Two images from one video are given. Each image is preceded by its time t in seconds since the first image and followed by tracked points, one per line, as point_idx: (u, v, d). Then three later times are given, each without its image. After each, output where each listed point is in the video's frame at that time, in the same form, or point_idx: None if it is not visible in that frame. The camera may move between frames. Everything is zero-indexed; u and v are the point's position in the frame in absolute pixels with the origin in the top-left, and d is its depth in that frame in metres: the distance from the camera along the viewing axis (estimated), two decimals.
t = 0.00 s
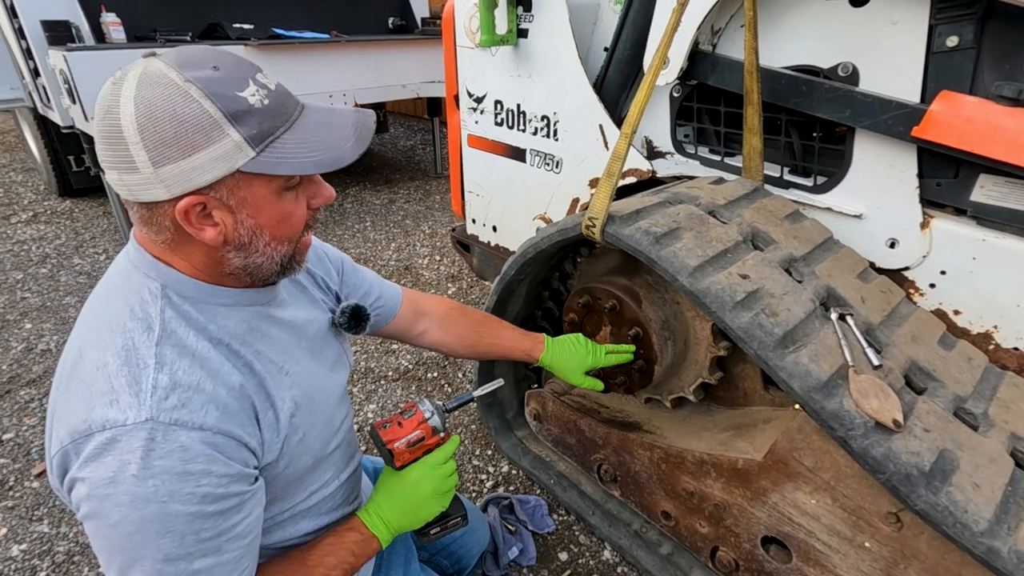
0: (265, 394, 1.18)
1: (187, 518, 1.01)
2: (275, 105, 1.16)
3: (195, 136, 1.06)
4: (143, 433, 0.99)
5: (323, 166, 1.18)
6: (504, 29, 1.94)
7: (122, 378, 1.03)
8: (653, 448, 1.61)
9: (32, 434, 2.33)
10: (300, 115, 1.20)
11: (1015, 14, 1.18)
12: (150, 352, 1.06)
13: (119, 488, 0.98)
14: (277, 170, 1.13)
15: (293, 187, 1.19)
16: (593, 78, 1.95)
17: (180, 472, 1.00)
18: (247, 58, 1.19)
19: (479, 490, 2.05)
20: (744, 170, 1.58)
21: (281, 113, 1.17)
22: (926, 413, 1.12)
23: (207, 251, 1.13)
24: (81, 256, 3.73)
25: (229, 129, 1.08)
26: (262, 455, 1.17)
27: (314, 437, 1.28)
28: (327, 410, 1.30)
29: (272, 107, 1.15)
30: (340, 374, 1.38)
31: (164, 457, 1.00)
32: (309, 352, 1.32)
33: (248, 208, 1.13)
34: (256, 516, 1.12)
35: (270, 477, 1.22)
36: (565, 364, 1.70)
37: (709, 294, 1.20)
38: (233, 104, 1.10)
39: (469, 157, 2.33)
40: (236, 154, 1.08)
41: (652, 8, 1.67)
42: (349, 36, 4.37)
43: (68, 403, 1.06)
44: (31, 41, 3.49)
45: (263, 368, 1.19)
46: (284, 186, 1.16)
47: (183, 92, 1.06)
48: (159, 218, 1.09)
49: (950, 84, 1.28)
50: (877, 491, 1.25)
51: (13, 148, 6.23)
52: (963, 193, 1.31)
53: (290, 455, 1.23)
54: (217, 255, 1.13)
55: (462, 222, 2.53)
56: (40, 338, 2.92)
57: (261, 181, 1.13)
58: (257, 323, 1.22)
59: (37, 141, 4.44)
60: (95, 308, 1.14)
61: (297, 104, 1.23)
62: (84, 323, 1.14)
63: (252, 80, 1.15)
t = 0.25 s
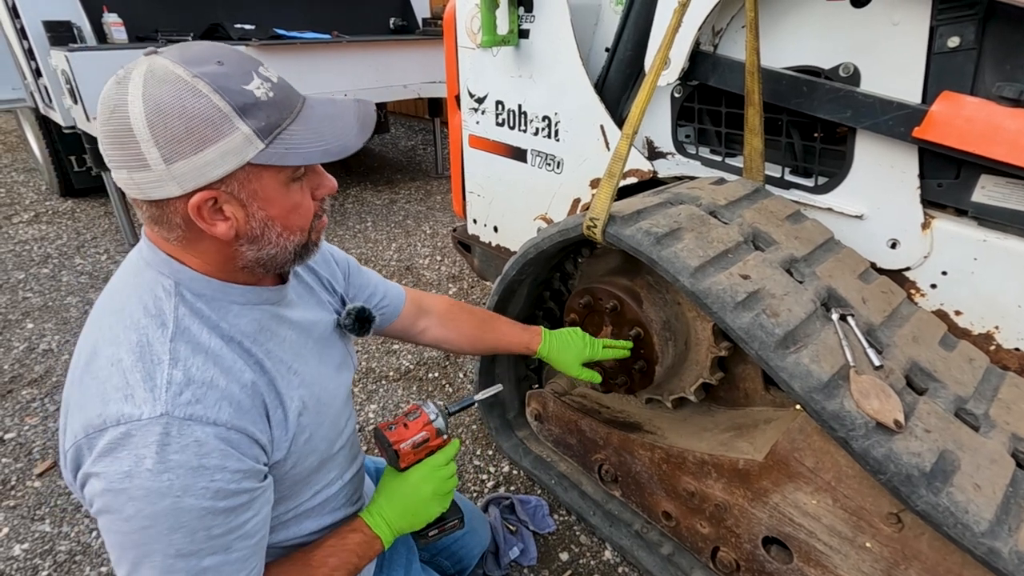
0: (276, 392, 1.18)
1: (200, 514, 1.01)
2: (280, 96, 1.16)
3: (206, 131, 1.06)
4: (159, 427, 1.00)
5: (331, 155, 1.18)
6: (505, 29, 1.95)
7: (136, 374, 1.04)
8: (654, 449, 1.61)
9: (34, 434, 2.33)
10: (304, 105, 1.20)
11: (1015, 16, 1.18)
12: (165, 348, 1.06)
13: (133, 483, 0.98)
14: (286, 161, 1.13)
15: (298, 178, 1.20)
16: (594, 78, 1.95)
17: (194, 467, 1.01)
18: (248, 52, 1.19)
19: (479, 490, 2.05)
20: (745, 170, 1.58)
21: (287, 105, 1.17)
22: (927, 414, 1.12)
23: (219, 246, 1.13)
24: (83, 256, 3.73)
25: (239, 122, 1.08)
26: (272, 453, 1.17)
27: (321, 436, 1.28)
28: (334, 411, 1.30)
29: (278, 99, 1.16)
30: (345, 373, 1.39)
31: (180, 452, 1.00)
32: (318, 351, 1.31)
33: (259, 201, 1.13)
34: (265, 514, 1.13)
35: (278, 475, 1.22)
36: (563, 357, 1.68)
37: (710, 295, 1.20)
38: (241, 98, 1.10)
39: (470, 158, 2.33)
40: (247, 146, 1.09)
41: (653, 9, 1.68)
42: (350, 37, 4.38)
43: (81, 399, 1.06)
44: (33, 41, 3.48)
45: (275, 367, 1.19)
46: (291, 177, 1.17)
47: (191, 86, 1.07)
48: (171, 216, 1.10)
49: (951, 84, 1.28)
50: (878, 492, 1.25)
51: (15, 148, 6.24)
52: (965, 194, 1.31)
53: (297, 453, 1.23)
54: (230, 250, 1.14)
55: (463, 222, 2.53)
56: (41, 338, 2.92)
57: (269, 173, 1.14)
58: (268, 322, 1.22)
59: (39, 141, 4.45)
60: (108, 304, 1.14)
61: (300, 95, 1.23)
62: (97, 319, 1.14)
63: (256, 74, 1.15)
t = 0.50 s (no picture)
0: (280, 391, 1.18)
1: (213, 513, 1.02)
2: (288, 102, 1.17)
3: (216, 134, 1.06)
4: (169, 430, 1.00)
5: (336, 162, 1.20)
6: (506, 30, 1.94)
7: (143, 377, 1.03)
8: (656, 449, 1.61)
9: (36, 433, 2.34)
10: (310, 112, 1.21)
11: (1017, 16, 1.18)
12: (170, 351, 1.06)
13: (146, 485, 0.98)
14: (292, 166, 1.14)
15: (301, 183, 1.20)
16: (595, 79, 1.95)
17: (205, 467, 1.01)
18: (256, 57, 1.20)
19: (480, 491, 2.06)
20: (747, 171, 1.58)
21: (294, 111, 1.18)
22: (929, 415, 1.12)
23: (218, 248, 1.13)
24: (84, 256, 3.74)
25: (248, 127, 1.09)
26: (279, 451, 1.17)
27: (324, 435, 1.28)
28: (336, 409, 1.31)
29: (286, 104, 1.16)
30: (344, 370, 1.39)
31: (191, 453, 1.00)
32: (318, 350, 1.31)
33: (262, 203, 1.13)
34: (274, 512, 1.13)
35: (283, 474, 1.22)
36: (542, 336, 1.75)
37: (711, 296, 1.20)
38: (251, 103, 1.10)
39: (471, 158, 2.33)
40: (255, 151, 1.09)
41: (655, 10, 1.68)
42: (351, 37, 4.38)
43: (88, 403, 1.06)
44: (35, 42, 3.49)
45: (278, 366, 1.19)
46: (293, 182, 1.17)
47: (203, 90, 1.07)
48: (173, 217, 1.09)
49: (953, 85, 1.28)
50: (879, 492, 1.25)
51: (17, 148, 6.26)
52: (967, 195, 1.31)
53: (302, 452, 1.24)
54: (230, 252, 1.14)
55: (464, 222, 2.53)
56: (43, 338, 2.93)
57: (273, 176, 1.14)
58: (269, 321, 1.22)
59: (40, 141, 4.46)
60: (109, 308, 1.13)
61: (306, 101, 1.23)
62: (98, 324, 1.13)
63: (265, 79, 1.16)
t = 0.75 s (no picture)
0: (281, 390, 1.18)
1: (212, 511, 1.02)
2: (304, 104, 1.18)
3: (234, 132, 1.07)
4: (170, 427, 0.99)
5: (348, 163, 1.20)
6: (508, 30, 1.94)
7: (145, 375, 1.03)
8: (657, 449, 1.61)
9: (37, 433, 2.34)
10: (324, 115, 1.22)
11: (1020, 16, 1.18)
12: (172, 349, 1.06)
13: (147, 482, 0.98)
14: (305, 166, 1.15)
15: (312, 183, 1.20)
16: (597, 79, 1.95)
17: (205, 465, 1.01)
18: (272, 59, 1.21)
19: (481, 491, 2.05)
20: (748, 171, 1.58)
21: (309, 112, 1.18)
22: (931, 415, 1.11)
23: (227, 245, 1.13)
24: (85, 256, 3.74)
25: (265, 126, 1.09)
26: (279, 449, 1.17)
27: (324, 434, 1.28)
28: (336, 408, 1.31)
29: (301, 106, 1.17)
30: (346, 371, 1.39)
31: (191, 450, 1.00)
32: (319, 350, 1.31)
33: (275, 202, 1.14)
34: (274, 510, 1.13)
35: (283, 473, 1.22)
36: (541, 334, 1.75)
37: (713, 296, 1.20)
38: (269, 102, 1.11)
39: (472, 158, 2.33)
40: (270, 150, 1.10)
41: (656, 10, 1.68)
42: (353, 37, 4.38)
43: (90, 401, 1.06)
44: (37, 42, 3.49)
45: (279, 365, 1.19)
46: (305, 182, 1.18)
47: (223, 89, 1.07)
48: (185, 213, 1.09)
49: (955, 85, 1.28)
50: (881, 493, 1.25)
51: (19, 148, 6.26)
52: (969, 195, 1.31)
53: (302, 451, 1.24)
54: (239, 250, 1.14)
55: (465, 222, 2.53)
56: (44, 338, 2.93)
57: (286, 176, 1.14)
58: (270, 321, 1.22)
59: (42, 141, 4.46)
60: (112, 305, 1.13)
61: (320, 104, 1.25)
62: (100, 322, 1.13)
63: (281, 81, 1.17)
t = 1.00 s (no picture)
0: (291, 388, 1.19)
1: (226, 506, 1.02)
2: (323, 106, 1.19)
3: (255, 131, 1.08)
4: (186, 422, 1.00)
5: (364, 164, 1.20)
6: (508, 30, 1.94)
7: (161, 370, 1.03)
8: (657, 450, 1.61)
9: (38, 433, 2.34)
10: (340, 117, 1.22)
11: (1020, 17, 1.18)
12: (187, 345, 1.06)
13: (162, 476, 0.98)
14: (321, 166, 1.15)
15: (325, 183, 1.20)
16: (597, 79, 1.95)
17: (220, 460, 1.01)
18: (292, 61, 1.21)
19: (482, 492, 2.05)
20: (749, 171, 1.58)
21: (326, 113, 1.19)
22: (932, 416, 1.11)
23: (243, 243, 1.14)
24: (86, 256, 3.74)
25: (285, 125, 1.10)
26: (289, 447, 1.18)
27: (331, 433, 1.28)
28: (342, 408, 1.31)
29: (320, 108, 1.18)
30: (353, 373, 1.40)
31: (206, 445, 1.01)
32: (327, 351, 1.31)
33: (290, 201, 1.14)
34: (284, 508, 1.13)
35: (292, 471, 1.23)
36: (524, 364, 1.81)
37: (713, 296, 1.20)
38: (289, 103, 1.12)
39: (473, 158, 2.33)
40: (289, 149, 1.11)
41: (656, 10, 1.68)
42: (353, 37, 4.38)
43: (104, 397, 1.06)
44: (38, 42, 3.50)
45: (290, 364, 1.20)
46: (319, 182, 1.18)
47: (246, 89, 1.08)
48: (203, 210, 1.09)
49: (955, 86, 1.27)
50: (882, 494, 1.25)
51: (20, 148, 6.27)
52: (969, 195, 1.31)
53: (310, 450, 1.24)
54: (254, 248, 1.15)
55: (465, 223, 2.53)
56: (45, 338, 2.93)
57: (303, 175, 1.15)
58: (281, 321, 1.22)
59: (43, 141, 4.47)
60: (125, 302, 1.13)
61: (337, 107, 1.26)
62: (113, 318, 1.13)
63: (302, 82, 1.18)
